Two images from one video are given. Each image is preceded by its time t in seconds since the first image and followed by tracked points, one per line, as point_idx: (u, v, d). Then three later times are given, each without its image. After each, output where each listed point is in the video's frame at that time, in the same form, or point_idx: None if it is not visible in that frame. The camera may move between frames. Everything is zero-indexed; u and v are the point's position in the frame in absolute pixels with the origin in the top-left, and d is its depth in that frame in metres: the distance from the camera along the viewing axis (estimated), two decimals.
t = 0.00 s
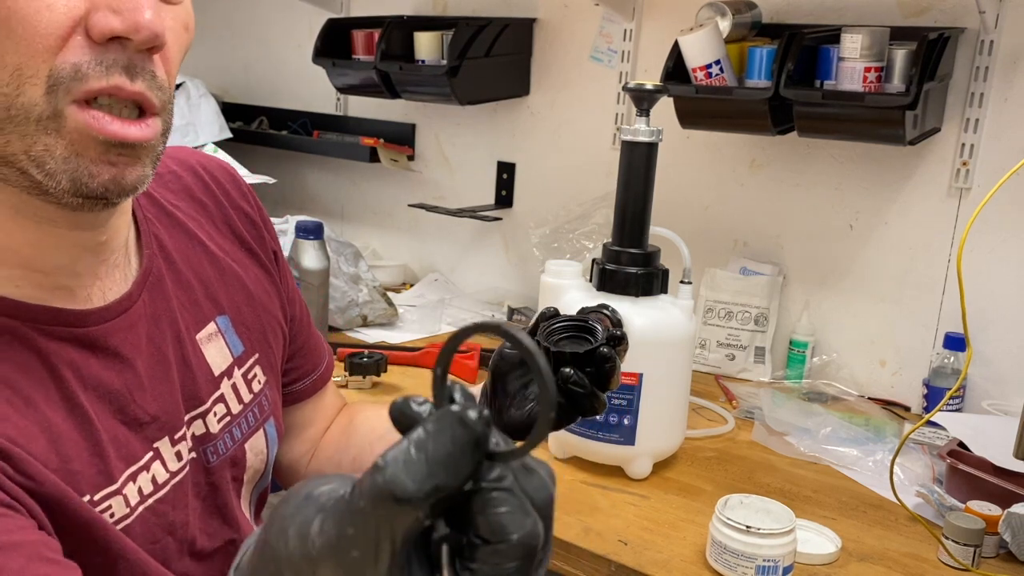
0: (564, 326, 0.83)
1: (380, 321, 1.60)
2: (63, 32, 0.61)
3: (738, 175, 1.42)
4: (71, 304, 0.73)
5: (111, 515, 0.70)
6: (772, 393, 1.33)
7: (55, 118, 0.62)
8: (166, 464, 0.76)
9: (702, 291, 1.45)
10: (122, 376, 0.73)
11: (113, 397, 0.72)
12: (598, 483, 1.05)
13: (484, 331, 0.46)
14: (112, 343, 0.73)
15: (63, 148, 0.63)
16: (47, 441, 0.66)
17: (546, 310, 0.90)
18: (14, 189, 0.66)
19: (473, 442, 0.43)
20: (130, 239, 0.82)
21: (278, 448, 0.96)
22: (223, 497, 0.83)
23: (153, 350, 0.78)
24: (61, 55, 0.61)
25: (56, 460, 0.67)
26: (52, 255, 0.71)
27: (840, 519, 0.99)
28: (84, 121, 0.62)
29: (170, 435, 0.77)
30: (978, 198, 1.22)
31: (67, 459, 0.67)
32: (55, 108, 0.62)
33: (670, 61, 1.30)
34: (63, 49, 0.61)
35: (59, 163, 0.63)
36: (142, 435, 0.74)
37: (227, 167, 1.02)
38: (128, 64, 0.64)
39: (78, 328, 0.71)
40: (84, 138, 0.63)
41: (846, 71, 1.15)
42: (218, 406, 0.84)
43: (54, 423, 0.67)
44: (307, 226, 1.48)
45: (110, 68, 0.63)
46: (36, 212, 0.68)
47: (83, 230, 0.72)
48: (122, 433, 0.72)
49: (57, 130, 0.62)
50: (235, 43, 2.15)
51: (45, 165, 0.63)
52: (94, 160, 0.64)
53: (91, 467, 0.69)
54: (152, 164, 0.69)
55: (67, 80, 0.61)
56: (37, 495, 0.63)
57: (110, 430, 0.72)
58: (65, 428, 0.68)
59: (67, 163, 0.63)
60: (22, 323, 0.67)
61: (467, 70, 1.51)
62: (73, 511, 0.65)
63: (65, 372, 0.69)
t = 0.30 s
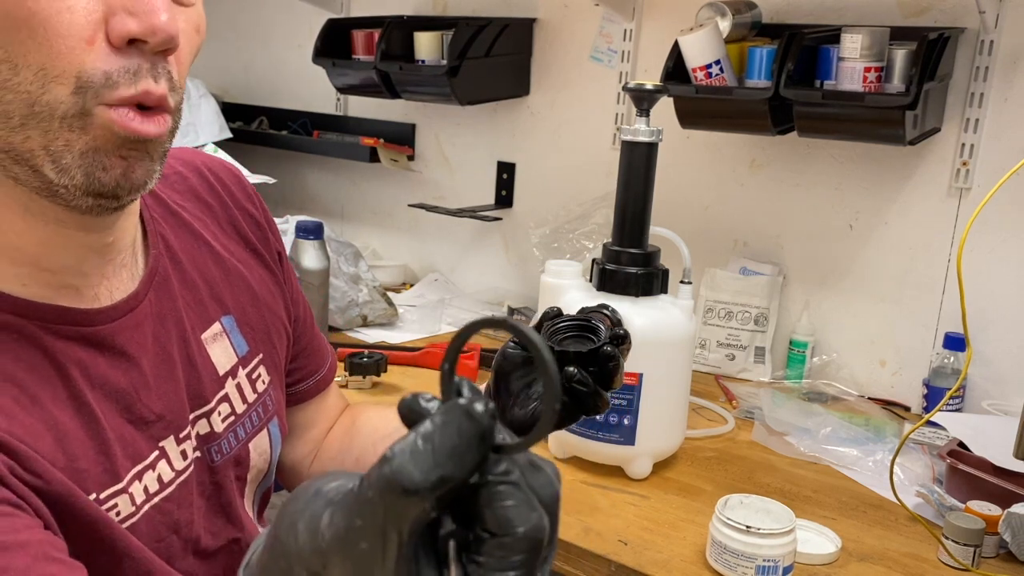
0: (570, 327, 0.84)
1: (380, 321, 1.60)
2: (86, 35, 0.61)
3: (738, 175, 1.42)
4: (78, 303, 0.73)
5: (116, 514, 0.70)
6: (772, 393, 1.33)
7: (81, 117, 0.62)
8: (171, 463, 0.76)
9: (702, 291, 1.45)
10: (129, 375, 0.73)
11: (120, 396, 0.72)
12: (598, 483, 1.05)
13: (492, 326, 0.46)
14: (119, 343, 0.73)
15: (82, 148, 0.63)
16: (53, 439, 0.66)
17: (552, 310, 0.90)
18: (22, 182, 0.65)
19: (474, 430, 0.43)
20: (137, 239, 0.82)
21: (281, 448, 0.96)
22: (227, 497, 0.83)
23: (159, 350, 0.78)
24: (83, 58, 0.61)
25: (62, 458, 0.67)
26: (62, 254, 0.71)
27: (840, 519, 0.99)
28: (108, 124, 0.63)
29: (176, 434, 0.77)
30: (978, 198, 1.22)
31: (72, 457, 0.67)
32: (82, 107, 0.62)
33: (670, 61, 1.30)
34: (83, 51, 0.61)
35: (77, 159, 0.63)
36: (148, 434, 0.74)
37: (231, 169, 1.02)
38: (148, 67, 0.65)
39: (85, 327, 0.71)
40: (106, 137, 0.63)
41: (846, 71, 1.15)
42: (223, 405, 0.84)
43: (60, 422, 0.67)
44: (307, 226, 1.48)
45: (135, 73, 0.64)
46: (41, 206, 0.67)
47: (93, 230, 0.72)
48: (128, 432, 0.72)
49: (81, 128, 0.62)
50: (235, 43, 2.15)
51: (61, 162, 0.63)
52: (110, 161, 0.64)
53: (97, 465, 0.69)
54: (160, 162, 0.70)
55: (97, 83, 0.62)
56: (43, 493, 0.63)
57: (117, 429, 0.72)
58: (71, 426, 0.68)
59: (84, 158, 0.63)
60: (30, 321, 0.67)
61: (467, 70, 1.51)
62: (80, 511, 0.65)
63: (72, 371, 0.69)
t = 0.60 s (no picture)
0: (571, 321, 0.83)
1: (380, 321, 1.60)
2: (89, 32, 0.61)
3: (738, 175, 1.42)
4: (83, 301, 0.72)
5: (122, 512, 0.70)
6: (772, 393, 1.33)
7: (82, 113, 0.62)
8: (176, 461, 0.76)
9: (702, 291, 1.45)
10: (132, 373, 0.73)
11: (124, 394, 0.72)
12: (598, 483, 1.05)
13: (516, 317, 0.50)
14: (122, 340, 0.73)
15: (84, 144, 0.63)
16: (59, 439, 0.66)
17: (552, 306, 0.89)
18: (25, 179, 0.65)
19: (470, 423, 0.44)
20: (140, 238, 0.82)
21: (283, 445, 0.96)
22: (231, 495, 0.83)
23: (161, 348, 0.78)
24: (86, 54, 0.62)
25: (67, 457, 0.67)
26: (66, 253, 0.71)
27: (840, 519, 0.99)
28: (109, 119, 0.63)
29: (179, 432, 0.77)
30: (978, 198, 1.22)
31: (77, 456, 0.67)
32: (82, 103, 0.62)
33: (670, 61, 1.30)
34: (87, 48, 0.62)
35: (79, 156, 0.63)
36: (152, 432, 0.74)
37: (232, 168, 1.02)
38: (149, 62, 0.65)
39: (90, 325, 0.71)
40: (107, 134, 0.63)
41: (846, 71, 1.15)
42: (225, 403, 0.84)
43: (66, 421, 0.67)
44: (307, 226, 1.48)
45: (136, 67, 0.64)
46: (45, 203, 0.67)
47: (97, 227, 0.72)
48: (132, 430, 0.72)
49: (82, 125, 0.62)
50: (235, 43, 2.15)
51: (64, 159, 0.63)
52: (112, 156, 0.64)
53: (102, 464, 0.69)
54: (162, 159, 0.70)
55: (98, 79, 0.62)
56: (49, 494, 0.63)
57: (121, 427, 0.72)
58: (76, 425, 0.68)
59: (86, 154, 0.63)
60: (35, 320, 0.67)
61: (468, 70, 1.51)
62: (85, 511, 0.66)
63: (77, 370, 0.69)
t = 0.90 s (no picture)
0: (570, 319, 0.83)
1: (380, 321, 1.60)
2: (87, 29, 0.62)
3: (738, 175, 1.42)
4: (83, 300, 0.72)
5: (123, 511, 0.70)
6: (772, 393, 1.33)
7: (79, 108, 0.62)
8: (177, 459, 0.76)
9: (702, 291, 1.45)
10: (132, 371, 0.73)
11: (124, 392, 0.72)
12: (598, 483, 1.05)
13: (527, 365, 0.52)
14: (122, 339, 0.73)
15: (84, 140, 0.63)
16: (59, 438, 0.66)
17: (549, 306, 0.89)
18: (26, 178, 0.65)
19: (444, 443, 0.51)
20: (140, 236, 0.82)
21: (283, 443, 0.96)
22: (231, 493, 0.83)
23: (161, 346, 0.78)
24: (84, 51, 0.62)
25: (68, 456, 0.67)
26: (67, 251, 0.71)
27: (840, 519, 0.99)
28: (107, 114, 0.63)
29: (180, 430, 0.77)
30: (978, 198, 1.22)
31: (78, 454, 0.67)
32: (79, 99, 0.62)
33: (670, 61, 1.30)
34: (85, 45, 0.62)
35: (79, 152, 0.63)
36: (152, 431, 0.74)
37: (231, 168, 1.02)
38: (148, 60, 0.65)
39: (91, 324, 0.71)
40: (106, 128, 0.63)
41: (846, 71, 1.15)
42: (226, 402, 0.84)
43: (66, 420, 0.67)
44: (307, 226, 1.48)
45: (133, 64, 0.64)
46: (45, 202, 0.67)
47: (97, 225, 0.72)
48: (132, 428, 0.72)
49: (80, 120, 0.62)
50: (235, 44, 2.15)
51: (64, 156, 0.63)
52: (112, 152, 0.64)
53: (102, 462, 0.69)
54: (162, 154, 0.70)
55: (94, 75, 0.62)
56: (51, 492, 0.64)
57: (122, 426, 0.72)
58: (77, 424, 0.68)
59: (86, 151, 0.63)
60: (35, 320, 0.67)
61: (468, 69, 1.51)
62: (85, 509, 0.66)
63: (79, 368, 0.69)
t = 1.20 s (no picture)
0: (564, 318, 0.83)
1: (380, 321, 1.60)
2: (84, 27, 0.62)
3: (738, 175, 1.42)
4: (80, 299, 0.72)
5: (119, 509, 0.70)
6: (772, 393, 1.33)
7: (73, 110, 0.62)
8: (173, 457, 0.76)
9: (702, 291, 1.45)
10: (128, 370, 0.73)
11: (120, 391, 0.72)
12: (598, 483, 1.05)
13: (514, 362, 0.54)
14: (118, 337, 0.73)
15: (79, 140, 0.63)
16: (55, 436, 0.66)
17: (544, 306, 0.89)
18: (23, 176, 0.65)
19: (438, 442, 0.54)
20: (136, 235, 0.82)
21: (280, 442, 0.97)
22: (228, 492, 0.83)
23: (157, 344, 0.78)
24: (81, 49, 0.62)
25: (63, 455, 0.67)
26: (64, 250, 0.71)
27: (840, 519, 0.99)
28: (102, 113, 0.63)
29: (176, 429, 0.77)
30: (978, 198, 1.22)
31: (74, 453, 0.67)
32: (74, 100, 0.62)
33: (670, 61, 1.30)
34: (82, 43, 0.62)
35: (74, 153, 0.63)
36: (148, 429, 0.74)
37: (227, 168, 1.02)
38: (145, 58, 0.65)
39: (86, 323, 0.71)
40: (100, 130, 0.63)
41: (846, 71, 1.15)
42: (222, 400, 0.84)
43: (62, 419, 0.67)
44: (307, 226, 1.48)
45: (129, 62, 0.64)
46: (43, 200, 0.67)
47: (94, 224, 0.72)
48: (128, 427, 0.72)
49: (74, 122, 0.62)
50: (235, 44, 2.15)
51: (60, 155, 0.63)
52: (108, 152, 0.64)
53: (98, 461, 0.69)
54: (162, 155, 0.69)
55: (89, 73, 0.62)
56: (47, 491, 0.64)
57: (118, 424, 0.72)
58: (73, 423, 0.68)
59: (83, 151, 0.63)
60: (31, 318, 0.67)
61: (468, 69, 1.51)
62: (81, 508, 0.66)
63: (75, 367, 0.69)
